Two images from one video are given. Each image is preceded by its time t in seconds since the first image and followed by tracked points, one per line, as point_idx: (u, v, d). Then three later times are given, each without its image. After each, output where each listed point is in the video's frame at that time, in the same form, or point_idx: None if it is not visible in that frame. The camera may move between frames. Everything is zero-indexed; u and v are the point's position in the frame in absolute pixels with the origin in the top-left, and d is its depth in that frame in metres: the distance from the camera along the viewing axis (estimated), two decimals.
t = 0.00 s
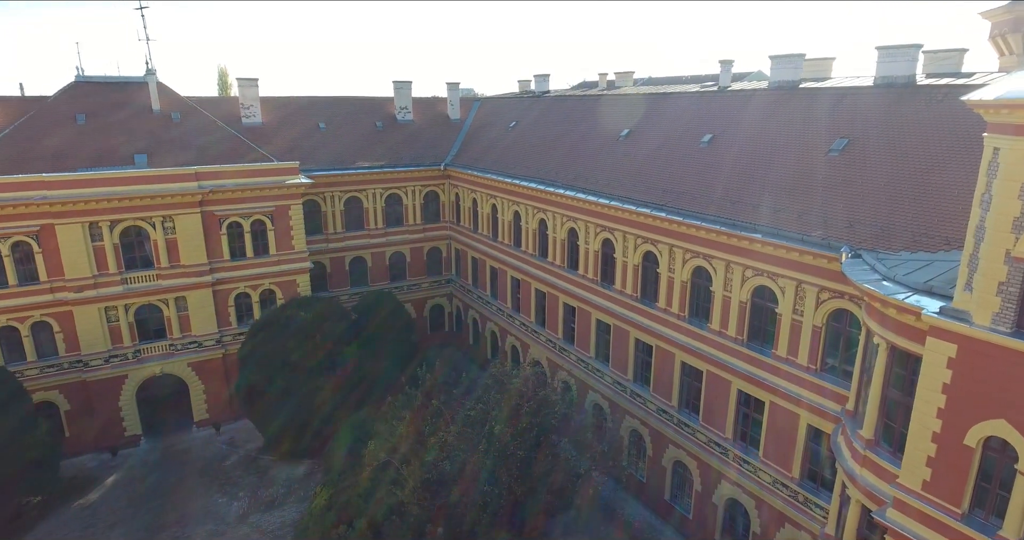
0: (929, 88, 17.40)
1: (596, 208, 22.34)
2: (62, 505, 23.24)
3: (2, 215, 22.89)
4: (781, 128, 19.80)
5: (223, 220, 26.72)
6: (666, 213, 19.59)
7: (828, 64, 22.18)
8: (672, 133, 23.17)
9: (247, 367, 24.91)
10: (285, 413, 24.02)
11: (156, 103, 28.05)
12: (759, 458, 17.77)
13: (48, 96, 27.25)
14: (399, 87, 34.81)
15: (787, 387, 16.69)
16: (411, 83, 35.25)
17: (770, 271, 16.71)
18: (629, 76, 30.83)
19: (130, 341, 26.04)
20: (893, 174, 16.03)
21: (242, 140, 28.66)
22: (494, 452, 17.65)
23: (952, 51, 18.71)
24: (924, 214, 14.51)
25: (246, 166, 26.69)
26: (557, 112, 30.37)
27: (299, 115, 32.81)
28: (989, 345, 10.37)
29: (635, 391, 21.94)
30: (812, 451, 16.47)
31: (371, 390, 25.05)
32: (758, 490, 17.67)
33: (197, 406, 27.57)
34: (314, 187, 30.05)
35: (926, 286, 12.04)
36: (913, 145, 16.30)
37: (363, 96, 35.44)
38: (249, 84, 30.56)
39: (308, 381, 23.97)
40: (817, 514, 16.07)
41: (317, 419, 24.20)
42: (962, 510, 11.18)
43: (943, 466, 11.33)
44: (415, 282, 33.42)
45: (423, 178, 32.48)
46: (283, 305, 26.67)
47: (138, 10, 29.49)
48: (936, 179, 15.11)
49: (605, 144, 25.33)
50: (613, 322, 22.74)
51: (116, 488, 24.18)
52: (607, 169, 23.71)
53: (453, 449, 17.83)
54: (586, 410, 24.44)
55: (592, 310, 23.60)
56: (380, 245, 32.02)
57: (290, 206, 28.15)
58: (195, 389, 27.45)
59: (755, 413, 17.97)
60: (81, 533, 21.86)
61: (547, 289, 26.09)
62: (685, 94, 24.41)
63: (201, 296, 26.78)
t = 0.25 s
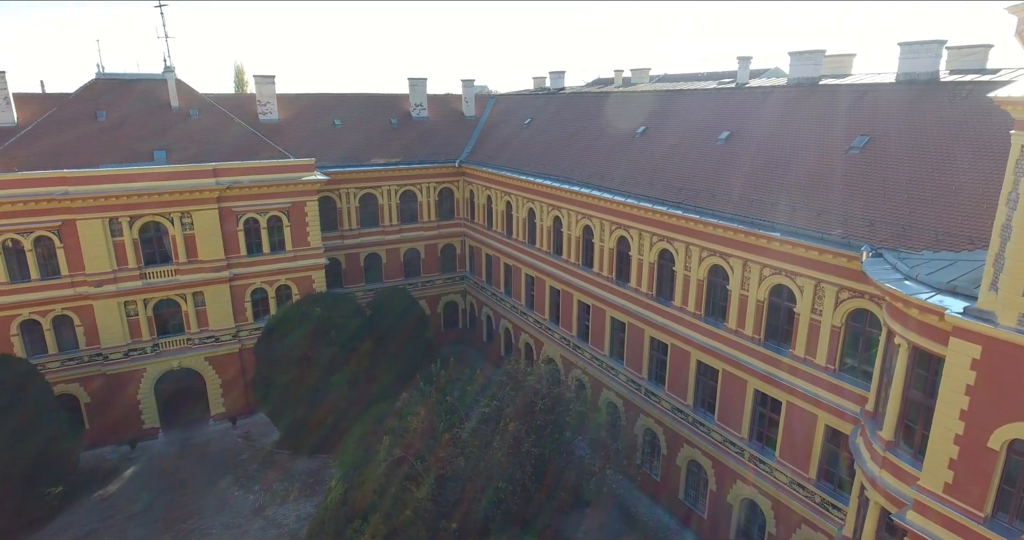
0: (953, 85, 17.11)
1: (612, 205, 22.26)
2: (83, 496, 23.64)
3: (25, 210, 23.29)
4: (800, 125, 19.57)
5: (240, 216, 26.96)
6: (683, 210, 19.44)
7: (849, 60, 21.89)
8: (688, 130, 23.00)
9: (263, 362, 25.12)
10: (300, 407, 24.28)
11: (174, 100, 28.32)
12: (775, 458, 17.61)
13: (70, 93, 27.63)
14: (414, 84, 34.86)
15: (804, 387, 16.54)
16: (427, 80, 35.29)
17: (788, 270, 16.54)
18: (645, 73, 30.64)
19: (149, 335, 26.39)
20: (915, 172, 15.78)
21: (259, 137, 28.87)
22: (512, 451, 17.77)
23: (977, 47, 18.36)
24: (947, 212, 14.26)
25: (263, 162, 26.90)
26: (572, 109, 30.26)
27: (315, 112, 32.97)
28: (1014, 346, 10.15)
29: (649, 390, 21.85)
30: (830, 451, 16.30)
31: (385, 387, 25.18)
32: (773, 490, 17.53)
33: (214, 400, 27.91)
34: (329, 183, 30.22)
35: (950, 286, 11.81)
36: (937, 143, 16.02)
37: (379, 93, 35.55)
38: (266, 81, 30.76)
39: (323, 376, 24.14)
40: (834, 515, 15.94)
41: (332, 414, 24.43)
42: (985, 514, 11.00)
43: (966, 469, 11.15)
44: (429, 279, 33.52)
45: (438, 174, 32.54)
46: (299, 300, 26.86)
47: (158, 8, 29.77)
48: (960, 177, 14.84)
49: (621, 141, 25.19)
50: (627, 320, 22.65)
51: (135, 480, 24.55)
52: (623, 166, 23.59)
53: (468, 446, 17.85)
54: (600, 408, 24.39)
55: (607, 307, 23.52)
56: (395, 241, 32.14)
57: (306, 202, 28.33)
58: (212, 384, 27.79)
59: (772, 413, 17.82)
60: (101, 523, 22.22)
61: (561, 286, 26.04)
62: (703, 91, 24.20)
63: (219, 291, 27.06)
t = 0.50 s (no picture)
0: (979, 81, 16.80)
1: (628, 203, 22.15)
2: (103, 487, 24.04)
3: (48, 206, 23.65)
4: (821, 122, 19.32)
5: (257, 212, 27.18)
6: (700, 208, 19.28)
7: (871, 57, 21.59)
8: (706, 127, 22.80)
9: (280, 357, 25.34)
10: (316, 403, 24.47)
11: (193, 97, 28.49)
12: (793, 459, 17.44)
13: (91, 90, 28.00)
14: (429, 81, 34.91)
15: (823, 387, 16.36)
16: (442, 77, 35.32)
17: (808, 269, 16.33)
18: (662, 70, 30.43)
19: (167, 329, 26.71)
20: (940, 170, 15.51)
21: (276, 134, 29.06)
22: (526, 449, 17.75)
23: (1004, 42, 18.02)
24: (973, 211, 13.99)
25: (280, 159, 27.09)
26: (588, 106, 30.14)
27: (331, 109, 33.13)
28: None
29: (665, 389, 21.74)
30: (849, 453, 16.11)
31: (400, 383, 25.29)
32: (790, 491, 17.36)
33: (231, 394, 28.22)
34: (345, 180, 30.37)
35: (975, 287, 11.58)
36: (962, 140, 15.73)
37: (394, 90, 35.64)
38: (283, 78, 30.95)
39: (339, 371, 24.29)
40: (852, 518, 15.75)
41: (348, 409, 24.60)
42: (1011, 518, 10.80)
43: (991, 472, 10.94)
44: (444, 276, 33.59)
45: (453, 171, 32.59)
46: (316, 296, 27.03)
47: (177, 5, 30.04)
48: (986, 175, 14.57)
49: (638, 138, 25.05)
50: (643, 319, 22.54)
51: (153, 472, 24.91)
52: (640, 164, 23.45)
53: (485, 443, 17.76)
54: (615, 407, 24.31)
55: (622, 306, 23.42)
56: (410, 238, 32.24)
57: (322, 199, 28.50)
58: (229, 378, 28.11)
59: (789, 414, 17.64)
60: (120, 514, 22.60)
61: (577, 284, 25.96)
62: (721, 88, 23.98)
63: (236, 287, 27.32)
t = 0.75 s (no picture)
0: (1007, 78, 16.45)
1: (645, 201, 22.02)
2: (123, 478, 24.45)
3: (71, 201, 24.04)
4: (843, 120, 19.02)
5: (275, 208, 27.40)
6: (719, 206, 19.10)
7: (895, 53, 21.23)
8: (726, 125, 22.57)
9: (297, 352, 25.54)
10: (333, 398, 24.67)
11: (213, 94, 28.79)
12: (812, 460, 17.24)
13: (114, 87, 28.38)
14: (446, 78, 34.94)
15: (843, 388, 16.16)
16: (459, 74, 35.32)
17: (829, 269, 16.11)
18: (681, 66, 30.18)
19: (187, 324, 27.04)
20: (966, 168, 15.20)
21: (294, 130, 29.25)
22: (541, 446, 17.74)
23: None
24: (1000, 211, 13.69)
25: (298, 155, 27.27)
26: (605, 103, 29.99)
27: (348, 106, 33.27)
28: None
29: (681, 388, 21.60)
30: (869, 455, 15.89)
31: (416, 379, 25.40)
32: (808, 493, 17.17)
33: (248, 388, 28.51)
34: (362, 177, 30.51)
35: (1004, 288, 11.28)
36: (989, 138, 15.41)
37: (411, 87, 35.71)
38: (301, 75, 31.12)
39: (355, 367, 24.42)
40: (872, 521, 15.56)
41: (364, 404, 24.79)
42: None
43: (1018, 477, 10.71)
44: (460, 273, 33.66)
45: (469, 168, 32.61)
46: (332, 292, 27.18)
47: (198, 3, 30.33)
48: (1015, 174, 14.25)
49: (656, 136, 24.87)
50: (660, 318, 22.41)
51: (172, 464, 25.28)
52: (658, 161, 23.29)
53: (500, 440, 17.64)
54: (630, 405, 24.22)
55: (639, 304, 23.30)
56: (426, 235, 32.32)
57: (339, 195, 28.65)
58: (246, 372, 28.40)
59: (808, 415, 17.44)
60: (140, 505, 22.97)
61: (592, 282, 25.89)
62: (741, 85, 23.72)
63: (254, 282, 27.57)
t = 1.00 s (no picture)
0: None
1: (663, 198, 21.86)
2: (143, 470, 24.81)
3: (93, 197, 24.39)
4: (866, 117, 18.72)
5: (293, 205, 27.59)
6: (739, 205, 18.89)
7: (921, 49, 20.85)
8: (746, 122, 22.33)
9: (314, 346, 25.68)
10: (349, 393, 24.85)
11: (232, 91, 29.02)
12: (832, 462, 17.02)
13: (135, 84, 28.74)
14: (463, 75, 34.93)
15: (863, 389, 15.94)
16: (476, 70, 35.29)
17: (851, 269, 15.87)
18: (699, 63, 29.90)
19: (205, 318, 27.33)
20: (994, 167, 14.87)
21: (312, 127, 29.41)
22: (557, 445, 17.71)
23: None
24: None
25: (316, 152, 27.42)
26: (623, 100, 29.81)
27: (365, 103, 33.38)
28: None
29: (698, 388, 21.45)
30: (891, 458, 15.66)
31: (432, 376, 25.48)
32: (828, 495, 16.97)
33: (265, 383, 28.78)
34: (379, 173, 30.62)
35: None
36: (1019, 136, 15.06)
37: (428, 84, 35.74)
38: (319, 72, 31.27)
39: (371, 363, 24.56)
40: (893, 524, 15.35)
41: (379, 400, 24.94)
42: None
43: None
44: (475, 270, 33.68)
45: (485, 166, 32.61)
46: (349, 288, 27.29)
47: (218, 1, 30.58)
48: None
49: (674, 133, 24.66)
50: (677, 317, 22.25)
51: (191, 457, 25.60)
52: (676, 159, 23.10)
53: (515, 438, 17.60)
54: (646, 404, 24.12)
55: (655, 302, 23.15)
56: (442, 232, 32.37)
57: (356, 192, 28.78)
58: (264, 367, 28.66)
59: (828, 416, 17.22)
60: (160, 497, 23.29)
61: (609, 281, 25.78)
62: (761, 82, 23.43)
63: (271, 278, 27.79)
